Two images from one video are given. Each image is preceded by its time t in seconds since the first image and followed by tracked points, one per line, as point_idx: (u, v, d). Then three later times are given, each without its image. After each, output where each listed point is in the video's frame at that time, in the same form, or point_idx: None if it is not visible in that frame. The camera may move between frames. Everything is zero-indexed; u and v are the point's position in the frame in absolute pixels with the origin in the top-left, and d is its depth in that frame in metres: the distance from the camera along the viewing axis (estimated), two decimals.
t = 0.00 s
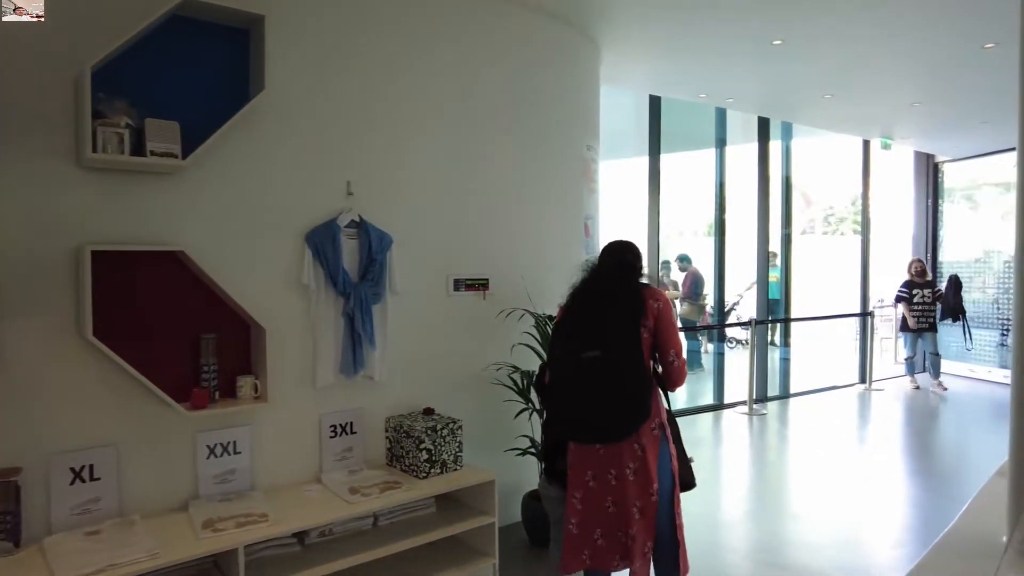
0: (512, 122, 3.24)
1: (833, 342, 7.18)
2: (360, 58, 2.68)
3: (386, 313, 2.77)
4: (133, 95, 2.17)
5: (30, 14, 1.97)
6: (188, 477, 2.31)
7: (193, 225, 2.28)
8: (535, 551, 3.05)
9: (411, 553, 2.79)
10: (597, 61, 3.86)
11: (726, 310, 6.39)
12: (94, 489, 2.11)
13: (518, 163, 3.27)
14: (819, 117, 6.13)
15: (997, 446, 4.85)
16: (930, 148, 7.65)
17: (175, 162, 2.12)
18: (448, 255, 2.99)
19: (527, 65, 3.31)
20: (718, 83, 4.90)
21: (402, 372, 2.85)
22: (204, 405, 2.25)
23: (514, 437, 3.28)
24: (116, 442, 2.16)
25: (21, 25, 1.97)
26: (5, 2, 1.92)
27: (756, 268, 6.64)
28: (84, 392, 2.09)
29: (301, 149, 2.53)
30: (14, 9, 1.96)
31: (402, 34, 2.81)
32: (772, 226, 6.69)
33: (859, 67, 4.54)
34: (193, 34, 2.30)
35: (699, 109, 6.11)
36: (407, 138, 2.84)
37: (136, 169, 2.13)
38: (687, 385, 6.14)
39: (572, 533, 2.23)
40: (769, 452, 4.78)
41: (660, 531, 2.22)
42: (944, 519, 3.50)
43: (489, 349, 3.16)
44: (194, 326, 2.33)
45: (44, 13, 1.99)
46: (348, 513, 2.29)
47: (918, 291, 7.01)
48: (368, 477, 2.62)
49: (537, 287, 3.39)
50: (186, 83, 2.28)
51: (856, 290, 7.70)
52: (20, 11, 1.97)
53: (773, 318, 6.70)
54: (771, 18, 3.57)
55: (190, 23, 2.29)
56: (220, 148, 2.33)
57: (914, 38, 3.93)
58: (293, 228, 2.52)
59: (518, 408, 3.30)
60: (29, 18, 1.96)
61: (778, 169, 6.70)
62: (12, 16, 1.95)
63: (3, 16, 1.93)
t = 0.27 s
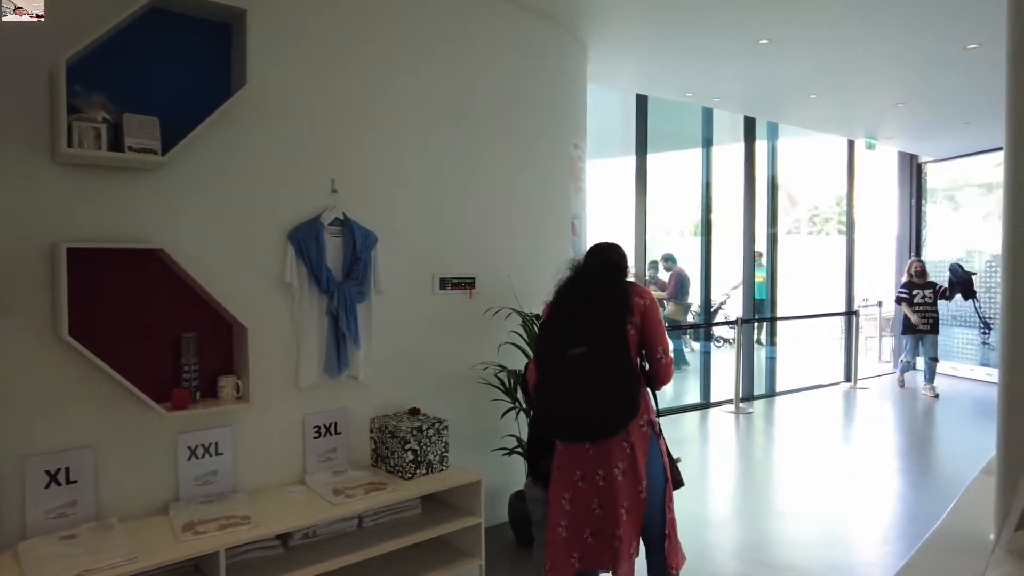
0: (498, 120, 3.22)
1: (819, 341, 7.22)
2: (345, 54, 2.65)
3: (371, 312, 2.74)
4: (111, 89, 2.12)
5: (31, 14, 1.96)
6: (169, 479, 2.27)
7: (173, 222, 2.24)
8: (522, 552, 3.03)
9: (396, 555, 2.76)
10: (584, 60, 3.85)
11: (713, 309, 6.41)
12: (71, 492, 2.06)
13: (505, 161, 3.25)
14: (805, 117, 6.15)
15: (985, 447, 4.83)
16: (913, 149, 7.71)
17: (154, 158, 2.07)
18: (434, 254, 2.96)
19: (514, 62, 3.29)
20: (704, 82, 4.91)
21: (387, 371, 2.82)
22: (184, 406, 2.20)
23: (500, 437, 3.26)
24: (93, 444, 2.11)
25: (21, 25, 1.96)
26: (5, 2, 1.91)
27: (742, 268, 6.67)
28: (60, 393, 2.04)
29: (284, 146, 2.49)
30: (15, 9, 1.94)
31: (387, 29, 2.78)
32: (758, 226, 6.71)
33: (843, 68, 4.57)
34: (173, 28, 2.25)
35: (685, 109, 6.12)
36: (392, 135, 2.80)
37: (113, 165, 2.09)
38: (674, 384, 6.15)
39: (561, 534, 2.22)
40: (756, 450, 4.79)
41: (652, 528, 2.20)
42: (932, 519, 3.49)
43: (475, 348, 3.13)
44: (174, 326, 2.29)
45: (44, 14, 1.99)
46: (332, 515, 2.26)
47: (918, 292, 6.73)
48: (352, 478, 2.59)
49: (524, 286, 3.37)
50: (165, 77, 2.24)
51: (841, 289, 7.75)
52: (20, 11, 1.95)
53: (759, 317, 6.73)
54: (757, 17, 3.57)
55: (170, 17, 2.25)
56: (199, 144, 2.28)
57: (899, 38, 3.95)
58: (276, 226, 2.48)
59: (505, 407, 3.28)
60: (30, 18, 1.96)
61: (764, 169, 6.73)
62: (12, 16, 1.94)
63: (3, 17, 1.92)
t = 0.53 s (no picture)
0: (481, 117, 3.17)
1: (802, 340, 7.24)
2: (323, 48, 2.59)
3: (350, 312, 2.68)
4: (78, 82, 2.05)
5: (31, 14, 1.95)
6: (139, 485, 2.20)
7: (143, 221, 2.17)
8: (505, 556, 2.98)
9: (377, 560, 2.70)
10: (568, 58, 3.81)
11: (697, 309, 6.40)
12: (35, 500, 1.98)
13: (487, 159, 3.20)
14: (789, 117, 6.15)
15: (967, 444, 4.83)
16: (895, 149, 7.77)
17: (123, 153, 2.00)
18: (415, 253, 2.91)
19: (497, 58, 3.24)
20: (688, 81, 4.88)
21: (367, 373, 2.76)
22: (156, 410, 2.13)
23: (483, 439, 3.21)
24: (59, 450, 2.03)
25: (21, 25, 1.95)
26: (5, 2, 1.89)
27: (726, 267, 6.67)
28: (24, 397, 1.96)
29: (260, 142, 2.42)
30: (15, 9, 1.92)
31: (367, 24, 2.72)
32: (742, 225, 6.72)
33: (828, 67, 4.56)
34: (143, 19, 2.18)
35: (669, 108, 6.11)
36: (372, 131, 2.75)
37: (80, 160, 2.01)
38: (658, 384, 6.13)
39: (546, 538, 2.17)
40: (741, 451, 4.78)
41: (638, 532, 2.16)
42: (915, 518, 3.47)
43: (457, 350, 3.08)
44: (145, 327, 2.21)
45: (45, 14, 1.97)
46: (309, 521, 2.20)
47: (918, 291, 6.48)
48: (331, 482, 2.52)
49: (507, 286, 3.32)
50: (135, 70, 2.16)
51: (824, 289, 7.78)
52: (20, 11, 1.94)
53: (743, 317, 6.73)
54: (741, 15, 3.55)
55: (140, 8, 2.17)
56: (171, 140, 2.21)
57: (882, 38, 3.94)
58: (251, 224, 2.41)
59: (487, 409, 3.23)
60: (30, 19, 1.94)
61: (747, 168, 6.73)
62: (12, 16, 1.92)
63: (3, 17, 1.90)
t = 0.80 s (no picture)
0: (457, 114, 3.11)
1: (778, 339, 7.29)
2: (293, 41, 2.51)
3: (321, 313, 2.60)
4: (32, 73, 1.95)
5: (31, 14, 1.93)
6: (99, 494, 2.11)
7: (103, 218, 2.08)
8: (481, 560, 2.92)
9: (350, 567, 2.63)
10: (545, 55, 3.77)
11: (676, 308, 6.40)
12: None
13: (464, 156, 3.15)
14: (766, 117, 6.17)
15: (937, 442, 4.89)
16: (869, 150, 7.85)
17: (80, 148, 1.91)
18: (389, 252, 2.84)
19: (474, 54, 3.18)
20: (667, 80, 4.86)
21: (338, 375, 2.68)
22: (116, 415, 2.04)
23: (459, 442, 3.16)
24: (13, 457, 1.94)
25: (20, 25, 1.92)
26: (6, 2, 1.86)
27: (704, 267, 6.69)
28: None
29: (227, 137, 2.34)
30: (14, 9, 1.90)
31: (340, 16, 2.65)
32: (719, 225, 6.74)
33: (805, 68, 4.58)
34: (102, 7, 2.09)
35: (648, 108, 6.10)
36: (345, 127, 2.68)
37: (34, 155, 1.92)
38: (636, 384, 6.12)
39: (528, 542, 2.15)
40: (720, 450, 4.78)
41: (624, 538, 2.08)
42: (889, 518, 3.47)
43: (432, 351, 3.02)
44: (106, 329, 2.12)
45: (44, 14, 1.96)
46: (278, 528, 2.12)
47: (910, 292, 6.24)
48: (301, 488, 2.45)
49: (484, 286, 3.27)
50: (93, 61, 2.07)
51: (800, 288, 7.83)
52: (20, 10, 1.91)
53: (720, 316, 6.75)
54: (720, 14, 3.53)
55: None
56: (132, 133, 2.13)
57: (859, 39, 3.95)
58: (218, 222, 2.33)
59: (463, 411, 3.18)
60: (30, 19, 1.93)
61: (725, 168, 6.75)
62: (13, 16, 1.89)
63: (3, 16, 1.87)
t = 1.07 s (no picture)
0: (431, 113, 3.06)
1: (751, 339, 7.35)
2: (262, 35, 2.45)
3: (290, 315, 2.54)
4: None
5: (31, 14, 1.95)
6: (56, 503, 2.02)
7: (60, 216, 2.00)
8: (455, 566, 2.88)
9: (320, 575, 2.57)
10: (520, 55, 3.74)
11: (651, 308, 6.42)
12: None
13: (437, 155, 3.10)
14: (740, 119, 6.22)
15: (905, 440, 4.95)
16: (840, 153, 7.96)
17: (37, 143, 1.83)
18: (360, 253, 2.79)
19: (448, 52, 3.15)
20: (641, 80, 4.86)
21: (307, 379, 2.62)
22: (74, 421, 1.96)
23: (432, 445, 3.11)
24: None
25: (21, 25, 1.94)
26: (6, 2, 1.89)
27: (678, 268, 6.71)
28: None
29: (192, 133, 2.27)
30: (15, 9, 1.92)
31: (310, 11, 2.59)
32: (693, 226, 6.77)
33: (778, 70, 4.62)
34: None
35: (623, 108, 6.10)
36: (316, 125, 2.62)
37: None
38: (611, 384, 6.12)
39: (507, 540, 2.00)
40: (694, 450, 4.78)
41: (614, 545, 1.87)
42: (860, 518, 3.48)
43: (405, 353, 2.97)
44: (63, 331, 2.04)
45: (44, 14, 1.98)
46: (245, 536, 2.06)
47: (897, 295, 6.26)
48: (269, 494, 2.38)
49: (458, 287, 3.23)
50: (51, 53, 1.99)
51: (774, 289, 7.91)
52: (20, 10, 1.93)
53: (695, 316, 6.78)
54: (694, 16, 3.53)
55: None
56: (92, 126, 2.05)
57: (831, 42, 3.98)
58: (182, 221, 2.26)
59: (437, 414, 3.13)
60: (30, 19, 1.95)
61: (699, 169, 6.79)
62: (12, 16, 1.92)
63: (3, 16, 1.90)
